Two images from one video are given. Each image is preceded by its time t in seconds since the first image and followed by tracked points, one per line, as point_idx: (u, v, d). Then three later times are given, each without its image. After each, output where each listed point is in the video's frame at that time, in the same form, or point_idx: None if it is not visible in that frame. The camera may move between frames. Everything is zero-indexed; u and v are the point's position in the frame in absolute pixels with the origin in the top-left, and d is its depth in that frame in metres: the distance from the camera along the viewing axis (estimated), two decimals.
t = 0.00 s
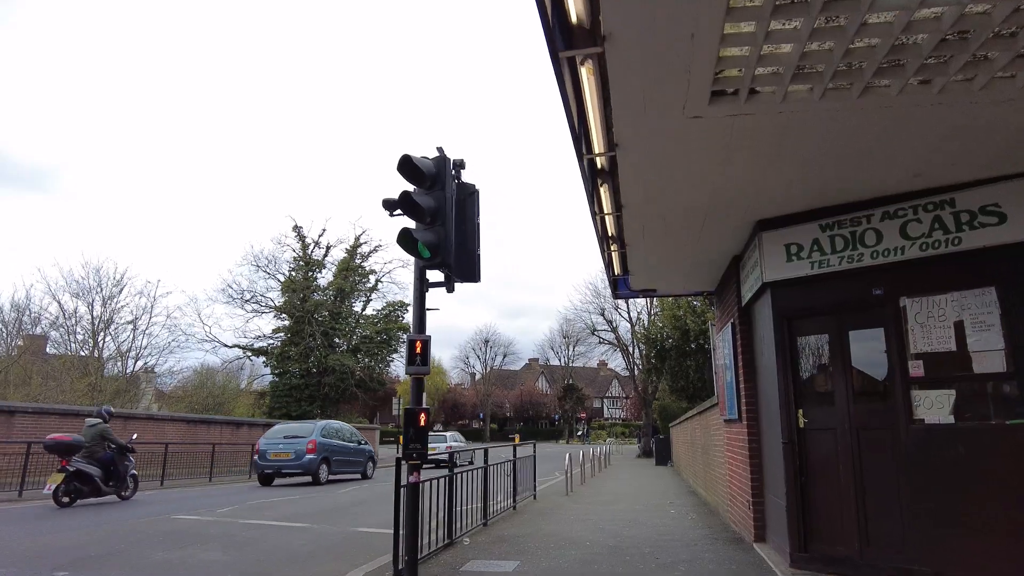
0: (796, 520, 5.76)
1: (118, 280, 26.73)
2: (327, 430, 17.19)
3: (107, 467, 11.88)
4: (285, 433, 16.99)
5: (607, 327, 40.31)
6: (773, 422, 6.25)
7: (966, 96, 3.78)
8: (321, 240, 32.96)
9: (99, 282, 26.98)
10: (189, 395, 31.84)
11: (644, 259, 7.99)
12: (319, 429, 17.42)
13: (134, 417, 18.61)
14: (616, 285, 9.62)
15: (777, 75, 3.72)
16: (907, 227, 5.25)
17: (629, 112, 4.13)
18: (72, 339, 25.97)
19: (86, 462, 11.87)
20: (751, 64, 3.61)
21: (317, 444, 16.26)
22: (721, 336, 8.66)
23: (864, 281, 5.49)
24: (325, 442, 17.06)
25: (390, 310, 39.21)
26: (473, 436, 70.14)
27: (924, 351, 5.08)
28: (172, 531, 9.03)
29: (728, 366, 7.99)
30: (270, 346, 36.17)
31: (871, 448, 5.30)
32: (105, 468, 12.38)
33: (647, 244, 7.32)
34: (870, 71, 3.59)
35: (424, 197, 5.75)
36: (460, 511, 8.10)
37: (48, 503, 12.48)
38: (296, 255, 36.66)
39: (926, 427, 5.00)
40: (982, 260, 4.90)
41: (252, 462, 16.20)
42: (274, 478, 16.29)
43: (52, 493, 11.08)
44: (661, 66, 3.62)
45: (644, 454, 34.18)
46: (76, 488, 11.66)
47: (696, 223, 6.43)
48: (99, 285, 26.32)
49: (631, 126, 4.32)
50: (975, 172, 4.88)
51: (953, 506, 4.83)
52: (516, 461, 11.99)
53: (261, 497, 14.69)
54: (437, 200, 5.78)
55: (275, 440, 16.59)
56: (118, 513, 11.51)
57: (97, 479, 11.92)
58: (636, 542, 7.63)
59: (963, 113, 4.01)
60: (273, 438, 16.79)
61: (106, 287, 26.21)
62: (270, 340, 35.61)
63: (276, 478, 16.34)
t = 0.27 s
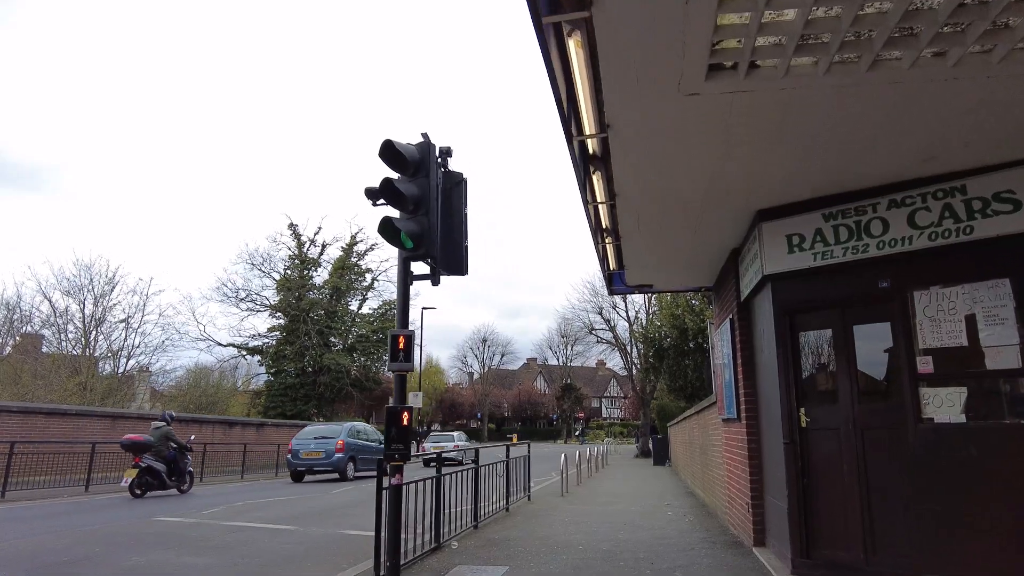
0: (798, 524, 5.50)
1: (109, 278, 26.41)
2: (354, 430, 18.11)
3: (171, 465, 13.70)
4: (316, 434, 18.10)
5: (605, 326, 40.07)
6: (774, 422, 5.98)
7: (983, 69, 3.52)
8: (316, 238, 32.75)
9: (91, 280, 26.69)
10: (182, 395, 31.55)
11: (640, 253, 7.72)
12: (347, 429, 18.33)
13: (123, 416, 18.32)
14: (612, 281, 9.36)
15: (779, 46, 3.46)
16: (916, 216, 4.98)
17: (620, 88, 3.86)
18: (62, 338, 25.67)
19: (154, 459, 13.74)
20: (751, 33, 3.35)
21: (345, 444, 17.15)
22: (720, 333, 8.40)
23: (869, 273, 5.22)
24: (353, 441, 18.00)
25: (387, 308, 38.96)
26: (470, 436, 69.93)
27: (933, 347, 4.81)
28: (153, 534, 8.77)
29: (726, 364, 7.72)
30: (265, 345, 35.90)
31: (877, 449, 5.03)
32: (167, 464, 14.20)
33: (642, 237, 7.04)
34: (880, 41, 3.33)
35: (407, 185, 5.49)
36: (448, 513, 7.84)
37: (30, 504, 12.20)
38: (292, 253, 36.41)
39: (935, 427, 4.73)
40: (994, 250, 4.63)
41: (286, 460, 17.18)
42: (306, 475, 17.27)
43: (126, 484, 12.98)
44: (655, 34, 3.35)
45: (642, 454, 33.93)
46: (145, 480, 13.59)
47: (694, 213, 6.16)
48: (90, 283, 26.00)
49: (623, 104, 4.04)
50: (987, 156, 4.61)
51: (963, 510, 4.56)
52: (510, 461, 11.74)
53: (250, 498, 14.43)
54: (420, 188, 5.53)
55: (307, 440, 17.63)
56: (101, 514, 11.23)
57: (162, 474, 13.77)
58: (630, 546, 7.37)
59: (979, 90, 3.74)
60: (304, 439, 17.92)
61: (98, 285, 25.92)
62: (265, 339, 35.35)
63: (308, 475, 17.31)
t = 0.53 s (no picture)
0: (799, 528, 5.21)
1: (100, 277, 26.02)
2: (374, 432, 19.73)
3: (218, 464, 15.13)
4: (338, 435, 19.95)
5: (602, 325, 39.81)
6: (773, 420, 5.69)
7: (1001, 33, 3.25)
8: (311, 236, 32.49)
9: (81, 278, 26.32)
10: (175, 394, 31.22)
11: (634, 244, 7.43)
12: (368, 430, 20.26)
13: (111, 416, 17.99)
14: (607, 276, 9.07)
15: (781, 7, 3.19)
16: (924, 201, 4.69)
17: (608, 56, 3.56)
18: (51, 337, 25.32)
19: (202, 458, 15.18)
20: None
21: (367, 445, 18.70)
22: (717, 329, 8.12)
23: (874, 262, 4.92)
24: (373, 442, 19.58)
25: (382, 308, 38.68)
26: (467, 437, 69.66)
27: (943, 340, 4.52)
28: (130, 537, 8.46)
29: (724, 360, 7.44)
30: (259, 345, 35.59)
31: (883, 448, 4.74)
32: (213, 461, 15.68)
33: (636, 227, 6.75)
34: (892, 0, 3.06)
35: (386, 169, 5.19)
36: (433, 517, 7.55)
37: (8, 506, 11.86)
38: (286, 252, 36.10)
39: (946, 425, 4.43)
40: (1009, 236, 4.33)
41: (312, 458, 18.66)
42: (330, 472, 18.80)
43: (179, 481, 14.46)
44: None
45: (639, 454, 33.64)
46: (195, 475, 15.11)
47: (689, 200, 5.87)
48: (81, 282, 25.62)
49: (612, 75, 3.74)
50: (1001, 136, 4.32)
51: (975, 514, 4.27)
52: (503, 462, 11.44)
53: (238, 499, 14.12)
54: (400, 172, 5.23)
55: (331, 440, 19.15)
56: (80, 517, 10.89)
57: (209, 471, 15.23)
58: (623, 550, 7.07)
59: (996, 58, 3.46)
60: (327, 440, 19.64)
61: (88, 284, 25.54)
62: (259, 338, 35.04)
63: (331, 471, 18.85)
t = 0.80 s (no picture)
0: (802, 540, 4.93)
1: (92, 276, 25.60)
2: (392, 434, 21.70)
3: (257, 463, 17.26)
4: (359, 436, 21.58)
5: (600, 325, 39.52)
6: (775, 424, 5.41)
7: None
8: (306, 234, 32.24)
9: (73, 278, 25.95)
10: (168, 395, 30.93)
11: (630, 241, 7.16)
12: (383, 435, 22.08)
13: (101, 417, 17.71)
14: (603, 274, 8.80)
15: None
16: (936, 193, 4.41)
17: (598, 33, 3.28)
18: (42, 338, 24.98)
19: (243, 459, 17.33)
20: None
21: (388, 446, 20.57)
22: (716, 328, 7.85)
23: (882, 258, 4.65)
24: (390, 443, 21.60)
25: (378, 307, 38.42)
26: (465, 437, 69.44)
27: (956, 341, 4.24)
28: (109, 544, 8.20)
29: (723, 361, 7.16)
30: (254, 345, 35.32)
31: (891, 455, 4.46)
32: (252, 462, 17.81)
33: (632, 222, 6.48)
34: None
35: (366, 161, 4.91)
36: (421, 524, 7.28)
37: None
38: (282, 251, 35.83)
39: (960, 431, 4.14)
40: None
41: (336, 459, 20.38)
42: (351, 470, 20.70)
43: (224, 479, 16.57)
44: None
45: (638, 455, 33.36)
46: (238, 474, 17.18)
47: (686, 194, 5.61)
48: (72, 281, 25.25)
49: (600, 54, 3.46)
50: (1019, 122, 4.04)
51: (991, 527, 3.98)
52: (496, 465, 11.18)
53: (227, 502, 13.84)
54: (381, 163, 4.96)
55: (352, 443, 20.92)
56: (62, 522, 10.62)
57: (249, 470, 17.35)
58: (618, 558, 6.80)
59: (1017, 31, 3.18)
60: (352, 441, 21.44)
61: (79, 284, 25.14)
62: (254, 338, 34.77)
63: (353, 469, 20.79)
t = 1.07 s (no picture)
0: (815, 543, 4.62)
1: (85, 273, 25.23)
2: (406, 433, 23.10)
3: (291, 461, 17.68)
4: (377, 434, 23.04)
5: (600, 323, 39.22)
6: (784, 420, 5.11)
7: None
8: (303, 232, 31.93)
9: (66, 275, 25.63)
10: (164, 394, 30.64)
11: (631, 230, 6.87)
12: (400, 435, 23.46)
13: (92, 415, 17.42)
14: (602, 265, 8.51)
15: None
16: (958, 171, 4.10)
17: None
18: (35, 335, 24.69)
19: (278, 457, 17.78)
20: None
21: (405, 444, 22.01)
22: (718, 323, 7.57)
23: (900, 242, 4.34)
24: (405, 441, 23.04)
25: (377, 305, 38.16)
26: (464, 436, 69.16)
27: (981, 331, 3.92)
28: (89, 546, 7.91)
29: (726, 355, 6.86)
30: (251, 343, 35.05)
31: (910, 453, 4.15)
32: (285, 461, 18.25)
33: (633, 209, 6.20)
34: None
35: (349, 139, 4.62)
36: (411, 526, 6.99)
37: None
38: (279, 248, 35.57)
39: (986, 427, 3.82)
40: None
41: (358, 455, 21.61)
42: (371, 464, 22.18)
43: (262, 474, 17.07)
44: None
45: (638, 454, 33.04)
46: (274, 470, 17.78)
47: (689, 176, 5.32)
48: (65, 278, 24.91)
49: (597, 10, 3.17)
50: None
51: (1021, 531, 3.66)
52: (492, 463, 10.91)
53: (218, 502, 13.54)
54: (365, 141, 4.66)
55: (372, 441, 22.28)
56: (46, 522, 10.33)
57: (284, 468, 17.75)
58: (616, 562, 6.50)
59: None
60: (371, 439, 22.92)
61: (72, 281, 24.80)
62: (251, 336, 34.51)
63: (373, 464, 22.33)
